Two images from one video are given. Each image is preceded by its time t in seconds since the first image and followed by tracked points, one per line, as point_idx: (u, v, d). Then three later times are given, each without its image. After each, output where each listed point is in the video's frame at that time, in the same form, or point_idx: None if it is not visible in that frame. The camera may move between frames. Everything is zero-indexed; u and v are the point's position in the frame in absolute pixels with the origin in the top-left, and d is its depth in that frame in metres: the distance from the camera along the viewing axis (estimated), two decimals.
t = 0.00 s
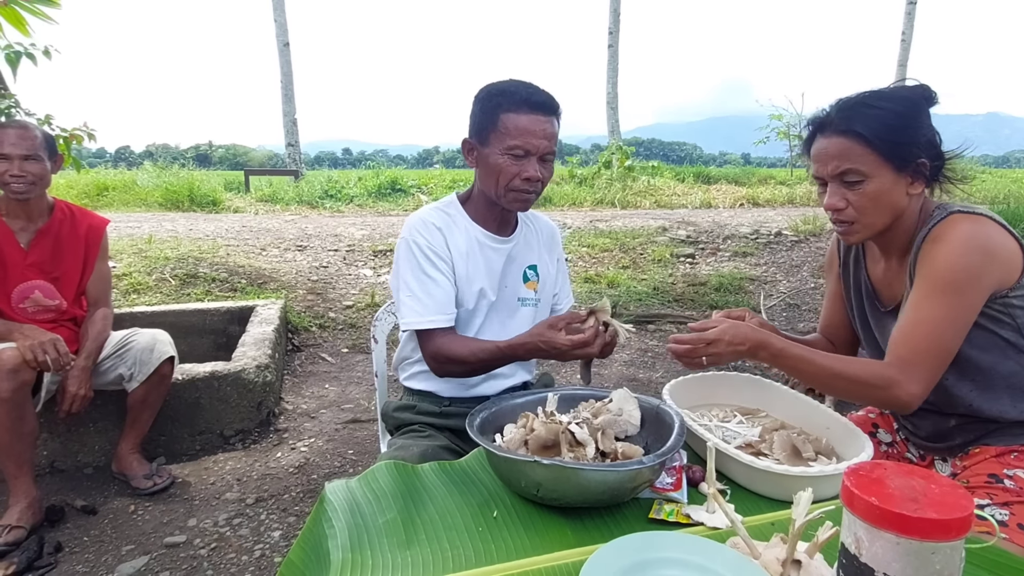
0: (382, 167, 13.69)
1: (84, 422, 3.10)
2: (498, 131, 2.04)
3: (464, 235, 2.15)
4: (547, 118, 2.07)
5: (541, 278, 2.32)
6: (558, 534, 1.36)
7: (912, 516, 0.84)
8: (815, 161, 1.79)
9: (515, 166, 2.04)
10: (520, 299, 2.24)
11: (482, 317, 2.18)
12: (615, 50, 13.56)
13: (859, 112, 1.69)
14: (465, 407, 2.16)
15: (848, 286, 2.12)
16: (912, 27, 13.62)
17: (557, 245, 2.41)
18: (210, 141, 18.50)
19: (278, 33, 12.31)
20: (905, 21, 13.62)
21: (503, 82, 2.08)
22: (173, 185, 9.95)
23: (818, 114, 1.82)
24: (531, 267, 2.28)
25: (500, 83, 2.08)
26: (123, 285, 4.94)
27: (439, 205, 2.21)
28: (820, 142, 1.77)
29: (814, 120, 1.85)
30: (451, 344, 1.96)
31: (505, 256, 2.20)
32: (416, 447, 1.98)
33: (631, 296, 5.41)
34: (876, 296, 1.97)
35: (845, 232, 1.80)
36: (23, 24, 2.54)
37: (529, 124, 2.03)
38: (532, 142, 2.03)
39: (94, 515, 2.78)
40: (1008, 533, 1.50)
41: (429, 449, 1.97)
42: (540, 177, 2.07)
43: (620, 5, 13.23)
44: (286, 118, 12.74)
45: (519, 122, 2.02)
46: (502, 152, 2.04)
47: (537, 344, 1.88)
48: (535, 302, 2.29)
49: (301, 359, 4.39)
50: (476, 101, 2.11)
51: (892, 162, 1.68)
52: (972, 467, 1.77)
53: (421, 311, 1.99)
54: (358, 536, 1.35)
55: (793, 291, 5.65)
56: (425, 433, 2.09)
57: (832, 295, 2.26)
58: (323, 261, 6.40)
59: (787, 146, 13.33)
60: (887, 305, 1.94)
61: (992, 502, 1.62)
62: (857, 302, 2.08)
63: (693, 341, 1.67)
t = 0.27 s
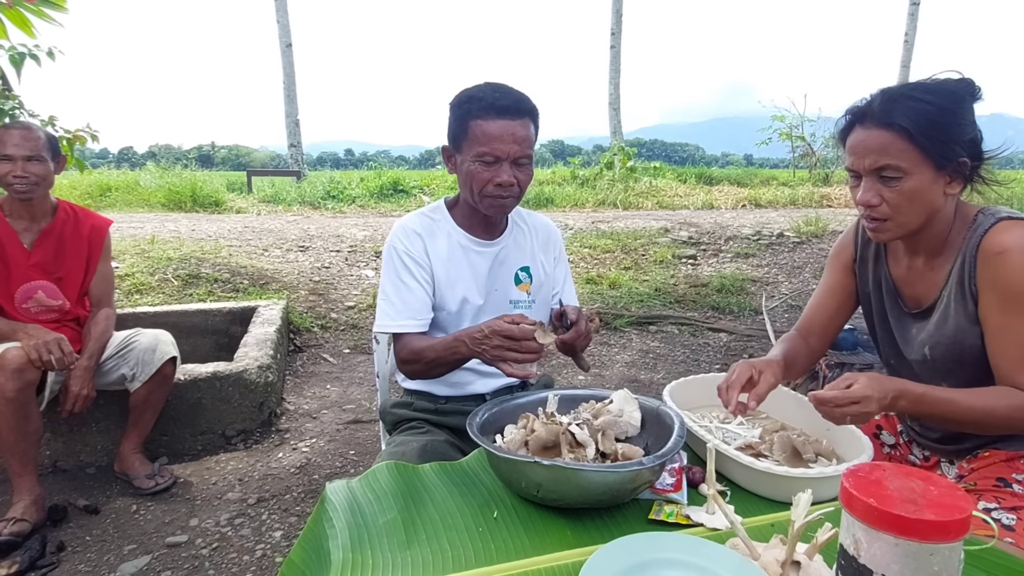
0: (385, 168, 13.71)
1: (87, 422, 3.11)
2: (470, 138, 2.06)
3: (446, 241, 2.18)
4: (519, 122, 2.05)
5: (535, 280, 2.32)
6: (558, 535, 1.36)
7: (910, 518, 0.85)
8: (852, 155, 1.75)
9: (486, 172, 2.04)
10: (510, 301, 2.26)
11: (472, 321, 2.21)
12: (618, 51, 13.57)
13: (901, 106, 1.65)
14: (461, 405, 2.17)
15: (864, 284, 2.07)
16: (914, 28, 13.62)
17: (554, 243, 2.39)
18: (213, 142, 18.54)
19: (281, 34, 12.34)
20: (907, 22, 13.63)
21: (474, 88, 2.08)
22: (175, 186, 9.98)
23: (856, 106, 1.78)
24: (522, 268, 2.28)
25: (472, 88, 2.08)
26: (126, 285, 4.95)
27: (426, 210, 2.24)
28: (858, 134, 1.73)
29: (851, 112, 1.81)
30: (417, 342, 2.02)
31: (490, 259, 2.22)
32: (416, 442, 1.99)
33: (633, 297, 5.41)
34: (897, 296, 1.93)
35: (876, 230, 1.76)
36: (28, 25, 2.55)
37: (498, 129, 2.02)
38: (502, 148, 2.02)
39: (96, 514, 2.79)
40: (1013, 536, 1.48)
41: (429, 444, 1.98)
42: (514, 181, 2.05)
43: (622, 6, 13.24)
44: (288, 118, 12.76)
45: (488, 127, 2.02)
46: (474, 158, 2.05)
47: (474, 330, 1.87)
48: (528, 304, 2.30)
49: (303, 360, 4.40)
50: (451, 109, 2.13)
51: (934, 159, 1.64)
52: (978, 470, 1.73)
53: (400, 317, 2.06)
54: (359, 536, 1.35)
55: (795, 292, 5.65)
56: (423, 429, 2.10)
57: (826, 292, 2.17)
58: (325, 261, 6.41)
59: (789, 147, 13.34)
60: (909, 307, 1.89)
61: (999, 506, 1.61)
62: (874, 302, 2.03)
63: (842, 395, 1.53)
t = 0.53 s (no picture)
0: (384, 169, 13.71)
1: (86, 423, 3.11)
2: (452, 144, 2.06)
3: (433, 246, 2.18)
4: (501, 126, 2.05)
5: (527, 282, 2.32)
6: (556, 536, 1.36)
7: (909, 521, 0.84)
8: (891, 148, 1.65)
9: (468, 179, 2.05)
10: (502, 305, 2.26)
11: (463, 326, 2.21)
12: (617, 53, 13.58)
13: (947, 97, 1.57)
14: (458, 404, 2.17)
15: (884, 289, 1.88)
16: (914, 29, 13.64)
17: (547, 243, 2.38)
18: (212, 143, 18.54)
19: (281, 35, 12.35)
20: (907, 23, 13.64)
21: (456, 93, 2.07)
22: (175, 187, 9.99)
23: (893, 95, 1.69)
24: (514, 271, 2.28)
25: (453, 93, 2.08)
26: (125, 287, 4.95)
27: (414, 214, 2.24)
28: (898, 124, 1.64)
29: (886, 101, 1.72)
30: (399, 347, 2.05)
31: (478, 263, 2.21)
32: (413, 444, 1.98)
33: (632, 299, 5.40)
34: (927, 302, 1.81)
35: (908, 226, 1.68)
36: (28, 27, 2.55)
37: (480, 135, 2.02)
38: (484, 154, 2.02)
39: (95, 516, 2.79)
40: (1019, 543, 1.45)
41: (425, 446, 1.97)
42: (498, 187, 2.05)
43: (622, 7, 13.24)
44: (288, 119, 12.76)
45: (470, 133, 2.02)
46: (456, 165, 2.05)
47: (450, 338, 1.92)
48: (521, 307, 2.30)
49: (302, 361, 4.39)
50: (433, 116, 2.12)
51: (979, 155, 1.56)
52: (987, 472, 1.66)
53: (387, 325, 2.07)
54: (357, 538, 1.35)
55: (795, 294, 5.65)
56: (419, 431, 2.09)
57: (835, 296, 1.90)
58: (325, 263, 6.41)
59: (789, 149, 13.34)
60: (943, 313, 1.80)
61: (1004, 509, 1.57)
62: (897, 308, 1.87)
63: (962, 438, 1.44)
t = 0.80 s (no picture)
0: (384, 170, 13.72)
1: (87, 424, 3.11)
2: (456, 148, 2.06)
3: (435, 247, 2.19)
4: (506, 130, 2.06)
5: (528, 283, 2.33)
6: (560, 537, 1.37)
7: (914, 520, 0.85)
8: (937, 145, 1.68)
9: (473, 182, 2.05)
10: (503, 306, 2.26)
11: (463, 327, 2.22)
12: (617, 54, 13.60)
13: (998, 96, 1.59)
14: (461, 403, 2.17)
15: (907, 286, 1.93)
16: (913, 31, 13.67)
17: (548, 244, 2.39)
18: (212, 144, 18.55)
19: (281, 36, 12.35)
20: (906, 25, 13.68)
21: (461, 96, 2.08)
22: (175, 188, 9.99)
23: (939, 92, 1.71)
24: (515, 272, 2.29)
25: (459, 96, 2.08)
26: (126, 287, 4.95)
27: (416, 215, 2.25)
28: (948, 121, 1.66)
29: (935, 97, 1.74)
30: (400, 344, 2.05)
31: (480, 265, 2.22)
32: (416, 446, 1.99)
33: (633, 300, 5.41)
34: (950, 301, 1.84)
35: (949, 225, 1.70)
36: (32, 26, 2.56)
37: (486, 139, 2.03)
38: (489, 158, 2.03)
39: (96, 516, 2.79)
40: None
41: (429, 447, 1.98)
42: (502, 191, 2.06)
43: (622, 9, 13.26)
44: (288, 120, 12.76)
45: (475, 137, 2.03)
46: (461, 168, 2.06)
47: (455, 330, 1.93)
48: (522, 308, 2.31)
49: (303, 362, 4.40)
50: (437, 118, 2.13)
51: None
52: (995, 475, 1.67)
53: (387, 325, 2.08)
54: (362, 537, 1.36)
55: (795, 295, 5.66)
56: (423, 432, 2.10)
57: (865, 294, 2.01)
58: (325, 263, 6.42)
59: (788, 150, 13.36)
60: (966, 312, 1.81)
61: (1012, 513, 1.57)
62: (919, 305, 1.90)
63: (999, 459, 1.42)
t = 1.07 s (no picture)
0: (383, 171, 13.72)
1: (86, 426, 3.11)
2: (462, 154, 2.06)
3: (437, 250, 2.19)
4: (512, 138, 2.06)
5: (528, 288, 2.33)
6: (559, 542, 1.37)
7: (911, 529, 0.85)
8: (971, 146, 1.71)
9: (478, 189, 2.05)
10: (503, 311, 2.27)
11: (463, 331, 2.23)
12: (617, 56, 13.61)
13: None
14: (460, 406, 2.18)
15: (925, 281, 1.95)
16: (912, 34, 13.70)
17: (549, 250, 2.39)
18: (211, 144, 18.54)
19: (280, 37, 12.35)
20: (906, 28, 13.70)
21: (468, 102, 2.08)
22: (174, 188, 9.98)
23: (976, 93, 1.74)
24: (516, 277, 2.29)
25: (466, 103, 2.09)
26: (124, 289, 4.95)
27: (419, 218, 2.25)
28: (983, 122, 1.69)
29: (972, 97, 1.76)
30: (401, 346, 2.05)
31: (481, 270, 2.22)
32: (415, 449, 1.99)
33: (632, 302, 5.42)
34: (966, 297, 1.85)
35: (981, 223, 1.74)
36: (33, 28, 2.56)
37: (492, 146, 2.03)
38: (495, 166, 2.03)
39: (94, 519, 2.79)
40: None
41: (428, 451, 1.98)
42: (507, 199, 2.07)
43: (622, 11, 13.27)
44: (287, 121, 12.76)
45: (482, 145, 2.03)
46: (466, 175, 2.06)
47: (461, 334, 1.94)
48: (522, 312, 2.31)
49: (302, 364, 4.40)
50: (443, 123, 2.13)
51: None
52: (994, 481, 1.69)
53: (388, 326, 2.07)
54: (361, 542, 1.36)
55: (794, 298, 5.67)
56: (422, 435, 2.10)
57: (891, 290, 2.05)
58: (325, 265, 6.42)
59: (788, 152, 13.37)
60: (981, 309, 1.81)
61: (1011, 519, 1.56)
62: (937, 300, 1.92)
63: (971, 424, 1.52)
